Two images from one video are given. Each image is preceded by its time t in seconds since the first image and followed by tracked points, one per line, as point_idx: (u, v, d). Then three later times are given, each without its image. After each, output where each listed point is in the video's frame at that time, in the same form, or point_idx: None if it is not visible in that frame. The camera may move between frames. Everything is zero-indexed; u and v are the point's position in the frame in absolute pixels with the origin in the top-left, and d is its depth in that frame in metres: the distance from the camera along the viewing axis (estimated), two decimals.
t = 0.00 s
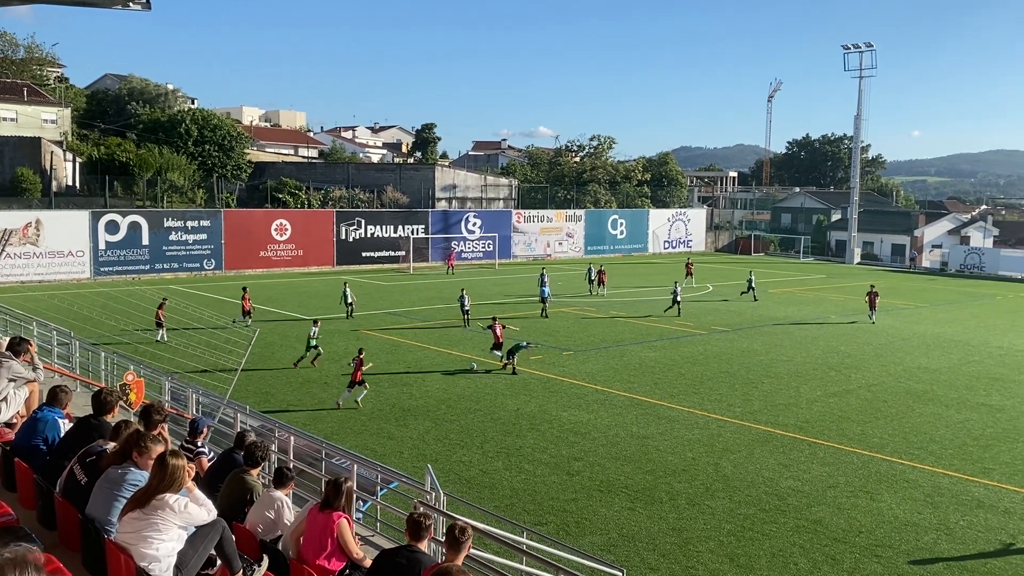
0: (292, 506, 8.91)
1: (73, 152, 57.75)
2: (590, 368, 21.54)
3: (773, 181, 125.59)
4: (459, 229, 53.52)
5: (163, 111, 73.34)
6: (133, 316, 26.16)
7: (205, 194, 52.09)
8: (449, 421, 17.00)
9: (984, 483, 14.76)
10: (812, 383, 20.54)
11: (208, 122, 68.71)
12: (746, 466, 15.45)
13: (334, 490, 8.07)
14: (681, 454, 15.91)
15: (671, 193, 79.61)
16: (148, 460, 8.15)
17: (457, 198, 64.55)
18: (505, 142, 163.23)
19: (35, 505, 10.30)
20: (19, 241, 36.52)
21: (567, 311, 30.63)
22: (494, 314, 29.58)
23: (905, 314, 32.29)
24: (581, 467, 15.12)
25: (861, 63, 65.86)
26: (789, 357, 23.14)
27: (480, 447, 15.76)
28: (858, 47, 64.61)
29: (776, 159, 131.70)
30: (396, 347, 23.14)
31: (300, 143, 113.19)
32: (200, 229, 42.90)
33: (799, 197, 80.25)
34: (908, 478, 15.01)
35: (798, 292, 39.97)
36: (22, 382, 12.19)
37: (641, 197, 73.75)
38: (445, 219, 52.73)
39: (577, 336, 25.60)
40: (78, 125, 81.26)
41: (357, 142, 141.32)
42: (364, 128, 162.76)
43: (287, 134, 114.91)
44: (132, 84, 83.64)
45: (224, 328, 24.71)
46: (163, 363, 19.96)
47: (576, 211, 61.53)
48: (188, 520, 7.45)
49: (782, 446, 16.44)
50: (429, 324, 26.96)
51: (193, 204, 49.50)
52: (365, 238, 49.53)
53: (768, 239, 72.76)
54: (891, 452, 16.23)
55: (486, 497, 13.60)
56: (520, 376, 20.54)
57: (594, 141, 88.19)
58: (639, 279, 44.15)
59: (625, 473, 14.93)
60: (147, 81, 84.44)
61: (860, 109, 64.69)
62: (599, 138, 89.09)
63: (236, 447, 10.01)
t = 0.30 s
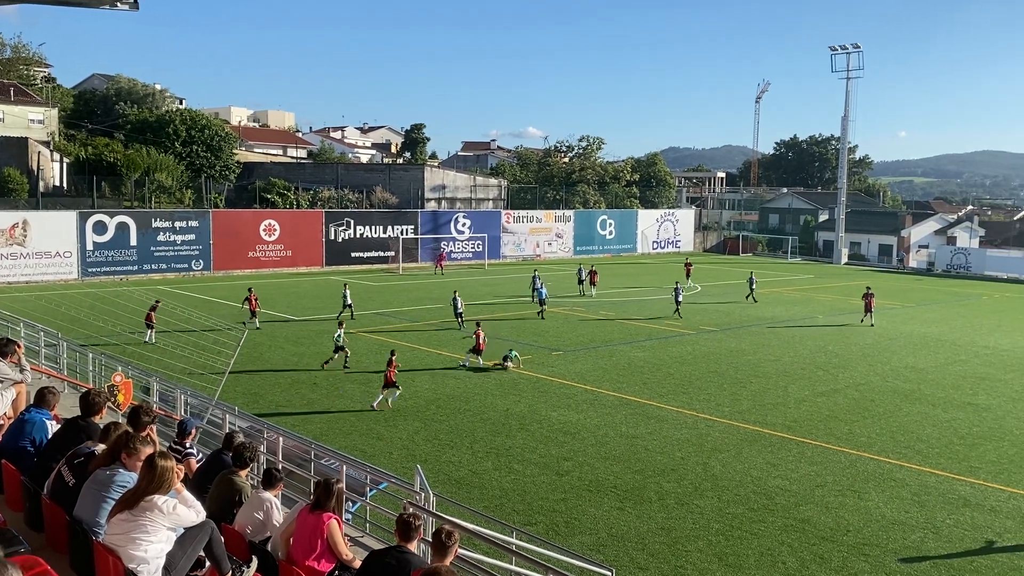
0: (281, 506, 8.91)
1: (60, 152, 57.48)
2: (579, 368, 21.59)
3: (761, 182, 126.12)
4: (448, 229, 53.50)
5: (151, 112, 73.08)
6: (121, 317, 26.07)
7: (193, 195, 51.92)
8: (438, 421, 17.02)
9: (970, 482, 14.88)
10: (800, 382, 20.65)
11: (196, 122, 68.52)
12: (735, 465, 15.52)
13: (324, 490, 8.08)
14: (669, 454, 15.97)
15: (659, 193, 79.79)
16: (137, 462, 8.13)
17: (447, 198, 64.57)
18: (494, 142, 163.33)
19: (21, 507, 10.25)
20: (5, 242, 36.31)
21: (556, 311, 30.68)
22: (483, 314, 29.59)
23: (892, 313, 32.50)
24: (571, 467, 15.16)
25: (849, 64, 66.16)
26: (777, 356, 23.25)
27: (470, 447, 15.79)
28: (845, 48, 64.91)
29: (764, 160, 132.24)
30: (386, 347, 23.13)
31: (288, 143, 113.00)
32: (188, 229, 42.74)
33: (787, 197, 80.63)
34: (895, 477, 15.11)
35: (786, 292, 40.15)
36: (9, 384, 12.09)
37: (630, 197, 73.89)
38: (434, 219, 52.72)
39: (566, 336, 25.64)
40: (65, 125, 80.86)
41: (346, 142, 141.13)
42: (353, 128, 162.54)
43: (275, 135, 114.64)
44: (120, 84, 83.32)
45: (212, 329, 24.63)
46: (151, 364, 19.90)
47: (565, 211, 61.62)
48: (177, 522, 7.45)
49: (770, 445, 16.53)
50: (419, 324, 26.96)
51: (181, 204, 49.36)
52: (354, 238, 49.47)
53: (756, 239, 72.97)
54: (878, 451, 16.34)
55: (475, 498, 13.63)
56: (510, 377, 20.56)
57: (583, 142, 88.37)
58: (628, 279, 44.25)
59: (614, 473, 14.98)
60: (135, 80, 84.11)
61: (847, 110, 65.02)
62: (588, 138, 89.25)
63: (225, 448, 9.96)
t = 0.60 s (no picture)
0: (269, 509, 8.88)
1: (46, 153, 57.17)
2: (568, 369, 21.62)
3: (749, 183, 126.60)
4: (437, 230, 53.47)
5: (137, 113, 72.74)
6: (107, 319, 25.95)
7: (181, 196, 51.72)
8: (427, 423, 17.00)
9: (957, 481, 14.97)
10: (787, 382, 20.75)
11: (183, 123, 68.32)
12: (723, 465, 15.56)
13: (313, 492, 8.06)
14: (658, 454, 16.01)
15: (648, 194, 79.93)
16: (124, 465, 8.09)
17: (436, 199, 64.56)
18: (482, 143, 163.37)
19: (8, 510, 10.18)
20: None
21: (545, 312, 30.73)
22: (472, 316, 29.61)
23: (878, 314, 32.71)
24: (559, 468, 15.18)
25: (835, 65, 66.48)
26: (765, 357, 23.35)
27: (459, 448, 15.78)
28: (832, 49, 65.14)
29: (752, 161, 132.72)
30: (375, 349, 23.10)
31: (276, 145, 112.69)
32: (176, 230, 42.59)
33: (775, 198, 80.91)
34: (883, 477, 15.19)
35: (773, 292, 40.33)
36: None
37: (619, 198, 73.99)
38: (423, 220, 52.66)
39: (555, 336, 25.68)
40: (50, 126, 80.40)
41: (334, 143, 140.87)
42: (341, 130, 162.25)
43: (263, 136, 114.29)
44: (106, 85, 82.94)
45: (200, 331, 24.55)
46: (138, 366, 19.82)
47: (554, 212, 61.68)
48: (164, 525, 7.42)
49: (757, 445, 16.59)
50: (407, 325, 26.93)
51: (168, 206, 49.16)
52: (342, 239, 49.38)
53: (744, 240, 73.13)
54: (865, 450, 16.42)
55: (464, 499, 13.62)
56: (499, 378, 20.57)
57: (572, 143, 88.48)
58: (616, 280, 44.36)
59: (603, 473, 15.01)
60: (122, 81, 83.74)
61: (834, 111, 65.33)
62: (577, 139, 89.37)
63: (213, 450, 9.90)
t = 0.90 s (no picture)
0: (257, 512, 8.84)
1: (32, 155, 56.92)
2: (558, 371, 21.64)
3: (737, 185, 127.03)
4: (426, 232, 53.44)
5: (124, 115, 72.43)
6: (94, 322, 25.81)
7: (168, 199, 51.55)
8: (417, 425, 16.98)
9: (944, 480, 15.05)
10: (776, 383, 20.82)
11: (171, 125, 68.16)
12: (712, 466, 15.59)
13: (301, 496, 8.02)
14: (647, 455, 16.03)
15: (637, 196, 80.06)
16: (110, 468, 8.02)
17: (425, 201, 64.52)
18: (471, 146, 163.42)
19: None
20: None
21: (535, 314, 30.75)
22: (462, 317, 29.61)
23: (866, 315, 32.86)
24: (549, 469, 15.19)
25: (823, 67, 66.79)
26: (754, 358, 23.43)
27: (448, 451, 15.77)
28: (820, 51, 65.48)
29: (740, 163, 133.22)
30: (364, 351, 23.06)
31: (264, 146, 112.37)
32: (163, 233, 42.44)
33: (763, 200, 81.19)
34: (871, 477, 15.26)
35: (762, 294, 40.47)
36: None
37: (608, 200, 74.09)
38: (413, 222, 52.61)
39: (545, 338, 25.71)
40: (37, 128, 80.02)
41: (322, 145, 140.62)
42: (330, 132, 161.99)
43: (251, 138, 113.99)
44: (93, 87, 82.57)
45: (188, 334, 24.47)
46: (125, 369, 19.72)
47: (544, 214, 61.75)
48: (151, 529, 7.38)
49: (746, 446, 16.63)
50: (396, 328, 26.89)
51: (155, 208, 49.00)
52: (331, 241, 49.30)
53: (732, 242, 73.30)
54: (854, 451, 16.48)
55: (454, 501, 13.60)
56: (489, 380, 20.57)
57: (561, 144, 88.57)
58: (605, 282, 44.43)
59: (593, 475, 15.02)
60: (109, 83, 83.37)
61: (822, 112, 65.63)
62: (566, 141, 89.48)
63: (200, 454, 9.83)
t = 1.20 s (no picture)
0: (246, 516, 8.79)
1: (19, 158, 56.60)
2: (548, 372, 21.64)
3: (726, 185, 127.36)
4: (416, 234, 53.38)
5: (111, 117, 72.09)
6: (81, 326, 25.65)
7: (156, 201, 51.33)
8: (407, 428, 16.94)
9: (934, 480, 15.09)
10: (766, 383, 20.86)
11: (158, 128, 67.97)
12: (702, 467, 15.61)
13: (290, 499, 7.97)
14: (638, 457, 16.04)
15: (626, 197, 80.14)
16: (96, 472, 7.95)
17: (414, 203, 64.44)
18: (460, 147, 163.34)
19: None
20: None
21: (524, 315, 30.74)
22: (452, 319, 29.58)
23: (854, 315, 32.99)
24: (539, 471, 15.17)
25: (811, 68, 67.05)
26: (743, 358, 23.47)
27: (438, 453, 15.74)
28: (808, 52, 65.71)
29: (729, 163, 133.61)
30: (353, 354, 22.98)
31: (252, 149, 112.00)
32: (151, 235, 42.28)
33: (752, 201, 81.43)
34: (860, 477, 15.29)
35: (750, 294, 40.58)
36: None
37: (597, 202, 74.14)
38: (402, 224, 52.56)
39: (535, 340, 25.70)
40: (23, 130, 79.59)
41: (310, 147, 140.31)
42: (319, 133, 161.64)
43: (239, 140, 113.64)
44: (79, 89, 82.14)
45: (176, 336, 24.37)
46: (112, 373, 19.61)
47: (533, 215, 61.78)
48: (140, 533, 7.32)
49: (735, 447, 16.64)
50: (384, 330, 26.83)
51: (143, 211, 48.79)
52: (320, 243, 49.20)
53: (721, 242, 73.41)
54: (843, 451, 16.52)
55: (444, 504, 13.57)
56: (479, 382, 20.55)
57: (550, 146, 88.62)
58: (594, 283, 44.47)
59: (583, 476, 15.02)
60: (96, 85, 82.96)
61: (810, 113, 65.89)
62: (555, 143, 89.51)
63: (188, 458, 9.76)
